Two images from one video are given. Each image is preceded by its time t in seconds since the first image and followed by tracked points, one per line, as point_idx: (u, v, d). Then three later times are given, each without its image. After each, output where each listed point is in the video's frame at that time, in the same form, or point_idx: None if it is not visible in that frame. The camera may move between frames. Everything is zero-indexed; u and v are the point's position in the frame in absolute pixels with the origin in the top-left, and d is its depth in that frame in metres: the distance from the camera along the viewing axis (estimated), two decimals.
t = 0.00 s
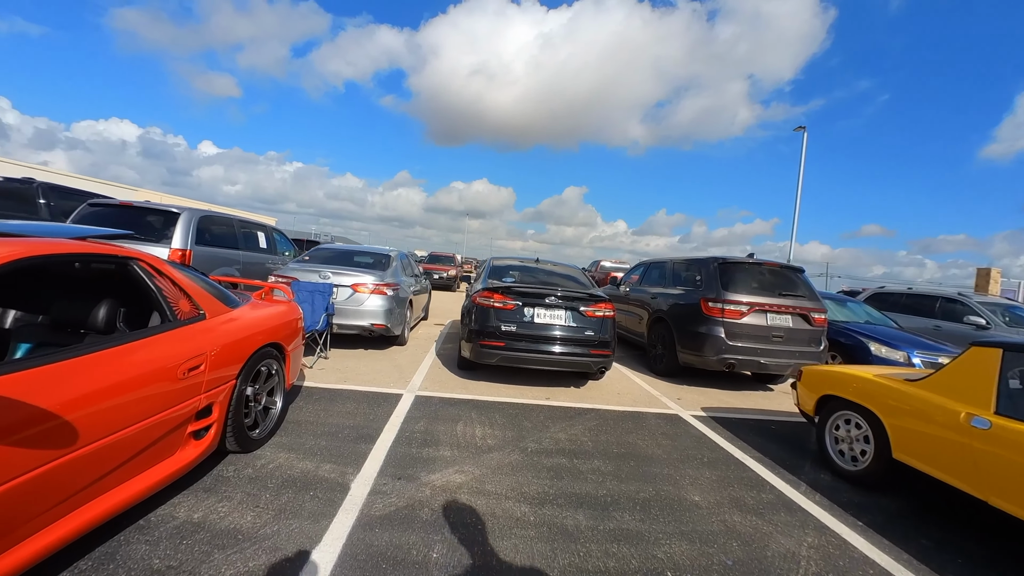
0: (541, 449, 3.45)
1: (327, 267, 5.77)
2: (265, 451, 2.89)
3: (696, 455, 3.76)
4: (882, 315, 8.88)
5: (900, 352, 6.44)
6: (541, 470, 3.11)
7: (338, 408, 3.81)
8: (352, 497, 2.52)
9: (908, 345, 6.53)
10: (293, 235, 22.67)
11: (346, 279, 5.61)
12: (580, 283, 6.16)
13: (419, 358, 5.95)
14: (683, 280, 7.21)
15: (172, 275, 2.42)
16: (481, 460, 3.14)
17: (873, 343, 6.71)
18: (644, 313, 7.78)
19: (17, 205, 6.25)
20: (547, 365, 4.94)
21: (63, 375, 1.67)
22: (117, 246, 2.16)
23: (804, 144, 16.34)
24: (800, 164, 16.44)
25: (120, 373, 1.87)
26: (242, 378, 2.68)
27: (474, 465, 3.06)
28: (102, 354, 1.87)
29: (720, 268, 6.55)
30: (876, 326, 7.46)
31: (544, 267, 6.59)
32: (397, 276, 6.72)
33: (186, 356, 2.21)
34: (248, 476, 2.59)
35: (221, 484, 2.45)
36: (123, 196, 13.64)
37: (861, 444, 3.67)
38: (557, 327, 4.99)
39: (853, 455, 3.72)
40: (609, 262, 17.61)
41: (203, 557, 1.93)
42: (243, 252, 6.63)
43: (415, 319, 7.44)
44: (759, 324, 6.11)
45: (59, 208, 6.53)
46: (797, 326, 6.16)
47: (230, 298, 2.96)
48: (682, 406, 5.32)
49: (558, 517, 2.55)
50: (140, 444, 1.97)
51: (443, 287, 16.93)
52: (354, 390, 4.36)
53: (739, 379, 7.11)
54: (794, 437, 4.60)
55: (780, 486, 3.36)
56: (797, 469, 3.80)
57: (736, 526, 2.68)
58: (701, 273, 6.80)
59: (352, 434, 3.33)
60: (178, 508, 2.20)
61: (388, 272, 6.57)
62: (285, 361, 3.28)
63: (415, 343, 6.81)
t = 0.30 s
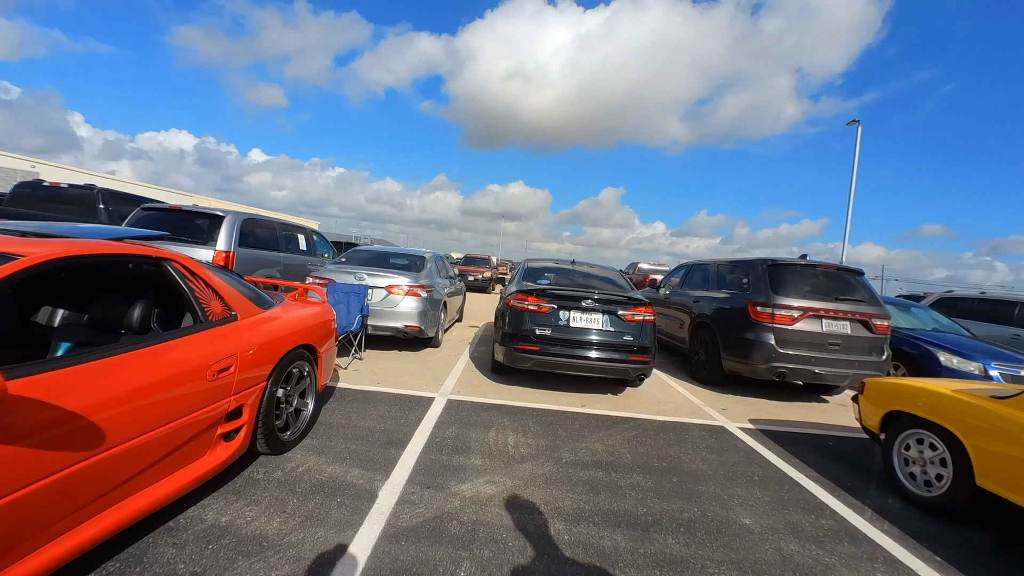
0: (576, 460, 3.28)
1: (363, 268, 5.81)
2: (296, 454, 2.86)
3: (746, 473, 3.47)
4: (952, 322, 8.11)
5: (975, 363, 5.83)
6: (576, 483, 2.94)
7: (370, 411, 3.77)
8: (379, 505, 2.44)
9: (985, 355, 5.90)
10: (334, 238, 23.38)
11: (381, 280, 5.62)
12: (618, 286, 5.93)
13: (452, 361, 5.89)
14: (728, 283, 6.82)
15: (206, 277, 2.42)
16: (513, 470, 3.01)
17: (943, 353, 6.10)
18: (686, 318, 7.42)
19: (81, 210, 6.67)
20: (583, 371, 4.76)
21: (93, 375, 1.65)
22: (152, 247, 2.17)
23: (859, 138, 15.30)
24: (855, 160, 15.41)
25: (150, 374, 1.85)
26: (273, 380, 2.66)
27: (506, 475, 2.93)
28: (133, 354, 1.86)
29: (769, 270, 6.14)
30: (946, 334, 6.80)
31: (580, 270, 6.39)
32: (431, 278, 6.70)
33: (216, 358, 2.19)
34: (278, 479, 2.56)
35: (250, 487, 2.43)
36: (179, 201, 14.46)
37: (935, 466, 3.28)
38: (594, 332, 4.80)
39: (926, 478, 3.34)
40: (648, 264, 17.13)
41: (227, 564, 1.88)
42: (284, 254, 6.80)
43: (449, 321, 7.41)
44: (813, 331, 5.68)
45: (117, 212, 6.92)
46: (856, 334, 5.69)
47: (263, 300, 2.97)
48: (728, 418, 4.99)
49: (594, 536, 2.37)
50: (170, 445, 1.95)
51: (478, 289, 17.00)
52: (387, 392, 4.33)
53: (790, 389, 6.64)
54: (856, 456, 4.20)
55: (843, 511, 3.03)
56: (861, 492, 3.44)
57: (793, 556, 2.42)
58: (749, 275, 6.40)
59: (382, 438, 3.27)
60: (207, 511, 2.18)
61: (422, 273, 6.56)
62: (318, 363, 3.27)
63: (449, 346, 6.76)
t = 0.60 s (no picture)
0: (612, 474, 3.09)
1: (395, 271, 5.81)
2: (323, 458, 2.82)
3: (798, 495, 3.18)
4: None
5: None
6: (612, 500, 2.75)
7: (400, 416, 3.71)
8: (404, 517, 2.34)
9: None
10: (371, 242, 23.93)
11: (413, 283, 5.60)
12: (656, 290, 5.66)
13: (484, 365, 5.80)
14: (776, 287, 6.41)
15: (235, 280, 2.41)
16: (544, 483, 2.86)
17: None
18: (729, 323, 7.04)
19: (134, 215, 7.02)
20: (619, 378, 4.55)
21: (118, 378, 1.63)
22: (181, 249, 2.18)
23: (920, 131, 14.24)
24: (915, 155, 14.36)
25: (175, 377, 1.82)
26: (301, 383, 2.63)
27: (536, 488, 2.78)
28: (159, 357, 1.84)
29: (822, 274, 5.72)
30: None
31: (616, 272, 6.17)
32: (463, 281, 6.64)
33: (242, 361, 2.15)
34: (304, 484, 2.51)
35: (276, 492, 2.39)
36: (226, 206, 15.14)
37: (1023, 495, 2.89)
38: (631, 338, 4.58)
39: (1013, 509, 2.94)
40: (686, 267, 16.56)
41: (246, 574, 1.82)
42: (320, 257, 6.91)
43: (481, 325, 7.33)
44: (873, 339, 5.23)
45: (167, 217, 7.25)
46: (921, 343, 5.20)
47: (294, 302, 2.96)
48: (777, 432, 4.65)
49: (631, 561, 2.19)
50: (195, 449, 1.91)
51: (511, 292, 16.94)
52: (417, 397, 4.27)
53: (845, 401, 6.16)
54: (926, 479, 3.79)
55: (914, 543, 2.71)
56: (934, 521, 3.08)
57: None
58: (799, 279, 5.99)
59: (410, 444, 3.19)
60: (232, 516, 2.15)
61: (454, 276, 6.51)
62: (347, 367, 3.24)
63: (481, 350, 6.67)
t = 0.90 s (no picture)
0: (648, 492, 2.90)
1: (424, 274, 5.77)
2: (347, 466, 2.75)
3: (856, 521, 2.89)
4: None
5: None
6: (649, 521, 2.56)
7: (426, 422, 3.63)
8: (427, 532, 2.23)
9: None
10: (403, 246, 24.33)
11: (441, 286, 5.54)
12: (694, 294, 5.39)
13: (513, 370, 5.67)
14: (824, 291, 6.00)
15: (258, 283, 2.39)
16: (576, 499, 2.69)
17: None
18: (772, 330, 6.65)
19: (177, 221, 7.30)
20: (655, 388, 4.32)
21: (136, 383, 1.59)
22: (204, 252, 2.18)
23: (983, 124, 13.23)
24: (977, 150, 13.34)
25: (195, 382, 1.77)
26: (325, 389, 2.57)
27: (567, 505, 2.62)
28: (180, 361, 1.79)
29: (877, 277, 5.28)
30: None
31: (650, 276, 5.92)
32: (492, 284, 6.54)
33: (264, 366, 2.10)
34: (326, 494, 2.44)
35: (298, 501, 2.34)
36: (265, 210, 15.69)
37: None
38: (667, 344, 4.35)
39: None
40: (723, 270, 15.96)
41: None
42: (352, 260, 6.98)
43: (510, 329, 7.22)
44: (936, 349, 4.79)
45: (207, 222, 7.50)
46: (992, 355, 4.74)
47: (320, 306, 2.93)
48: (829, 449, 4.30)
49: None
50: (215, 456, 1.86)
51: (541, 295, 16.79)
52: (444, 403, 4.18)
53: (904, 415, 5.68)
54: (1004, 507, 3.39)
55: None
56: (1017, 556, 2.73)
57: None
58: (851, 283, 5.57)
59: (436, 453, 3.09)
60: (253, 525, 2.10)
61: (483, 279, 6.42)
62: (374, 373, 3.18)
63: (510, 354, 6.55)
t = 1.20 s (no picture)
0: (681, 509, 2.71)
1: (448, 277, 5.71)
2: (366, 474, 2.68)
3: (915, 549, 2.62)
4: None
5: None
6: (682, 542, 2.38)
7: (448, 429, 3.54)
8: (447, 549, 2.12)
9: None
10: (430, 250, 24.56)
11: (465, 290, 5.46)
12: (728, 298, 5.13)
13: (538, 376, 5.53)
14: (870, 295, 5.62)
15: (277, 286, 2.35)
16: (603, 516, 2.54)
17: None
18: (812, 336, 6.29)
19: (210, 226, 7.50)
20: (687, 397, 4.11)
21: (145, 391, 1.55)
22: (221, 255, 2.15)
23: None
24: None
25: (206, 389, 1.73)
26: (344, 395, 2.51)
27: (594, 522, 2.47)
28: (191, 368, 1.76)
29: (928, 280, 4.88)
30: None
31: (681, 279, 5.68)
32: (517, 287, 6.43)
33: (279, 372, 2.04)
34: (344, 503, 2.37)
35: (315, 510, 2.27)
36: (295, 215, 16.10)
37: None
38: (700, 351, 4.13)
39: None
40: (756, 273, 15.39)
41: None
42: (377, 263, 7.00)
43: (535, 333, 7.08)
44: (999, 359, 4.39)
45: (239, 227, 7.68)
46: None
47: (340, 309, 2.89)
48: (879, 465, 3.99)
49: None
50: (229, 465, 1.81)
51: (567, 299, 16.61)
52: (467, 409, 4.09)
53: (962, 430, 5.25)
54: None
55: None
56: None
57: None
58: (900, 286, 5.19)
59: (457, 462, 2.98)
60: (268, 535, 2.05)
61: (508, 282, 6.32)
62: (395, 378, 3.11)
63: (535, 359, 6.42)
